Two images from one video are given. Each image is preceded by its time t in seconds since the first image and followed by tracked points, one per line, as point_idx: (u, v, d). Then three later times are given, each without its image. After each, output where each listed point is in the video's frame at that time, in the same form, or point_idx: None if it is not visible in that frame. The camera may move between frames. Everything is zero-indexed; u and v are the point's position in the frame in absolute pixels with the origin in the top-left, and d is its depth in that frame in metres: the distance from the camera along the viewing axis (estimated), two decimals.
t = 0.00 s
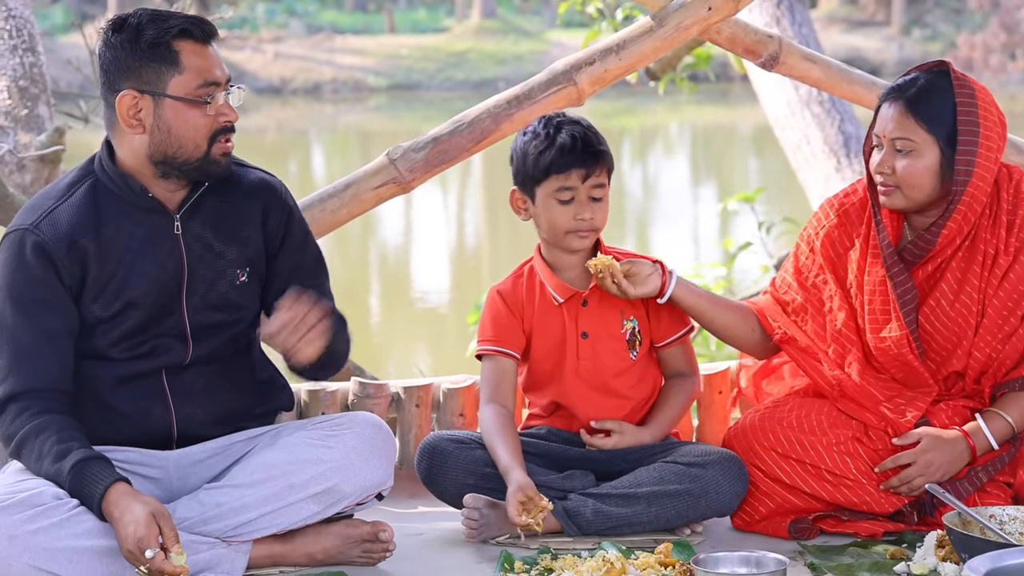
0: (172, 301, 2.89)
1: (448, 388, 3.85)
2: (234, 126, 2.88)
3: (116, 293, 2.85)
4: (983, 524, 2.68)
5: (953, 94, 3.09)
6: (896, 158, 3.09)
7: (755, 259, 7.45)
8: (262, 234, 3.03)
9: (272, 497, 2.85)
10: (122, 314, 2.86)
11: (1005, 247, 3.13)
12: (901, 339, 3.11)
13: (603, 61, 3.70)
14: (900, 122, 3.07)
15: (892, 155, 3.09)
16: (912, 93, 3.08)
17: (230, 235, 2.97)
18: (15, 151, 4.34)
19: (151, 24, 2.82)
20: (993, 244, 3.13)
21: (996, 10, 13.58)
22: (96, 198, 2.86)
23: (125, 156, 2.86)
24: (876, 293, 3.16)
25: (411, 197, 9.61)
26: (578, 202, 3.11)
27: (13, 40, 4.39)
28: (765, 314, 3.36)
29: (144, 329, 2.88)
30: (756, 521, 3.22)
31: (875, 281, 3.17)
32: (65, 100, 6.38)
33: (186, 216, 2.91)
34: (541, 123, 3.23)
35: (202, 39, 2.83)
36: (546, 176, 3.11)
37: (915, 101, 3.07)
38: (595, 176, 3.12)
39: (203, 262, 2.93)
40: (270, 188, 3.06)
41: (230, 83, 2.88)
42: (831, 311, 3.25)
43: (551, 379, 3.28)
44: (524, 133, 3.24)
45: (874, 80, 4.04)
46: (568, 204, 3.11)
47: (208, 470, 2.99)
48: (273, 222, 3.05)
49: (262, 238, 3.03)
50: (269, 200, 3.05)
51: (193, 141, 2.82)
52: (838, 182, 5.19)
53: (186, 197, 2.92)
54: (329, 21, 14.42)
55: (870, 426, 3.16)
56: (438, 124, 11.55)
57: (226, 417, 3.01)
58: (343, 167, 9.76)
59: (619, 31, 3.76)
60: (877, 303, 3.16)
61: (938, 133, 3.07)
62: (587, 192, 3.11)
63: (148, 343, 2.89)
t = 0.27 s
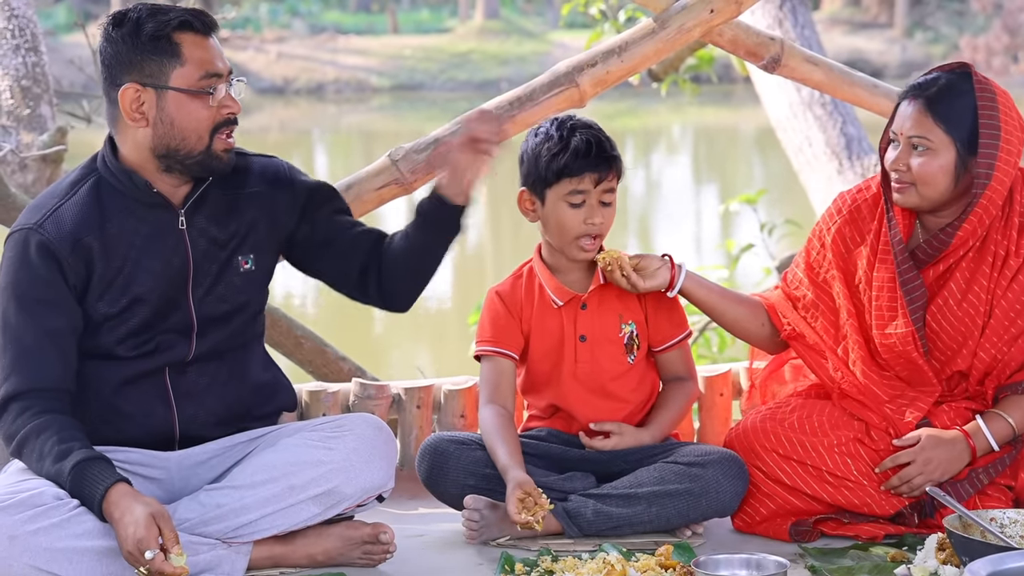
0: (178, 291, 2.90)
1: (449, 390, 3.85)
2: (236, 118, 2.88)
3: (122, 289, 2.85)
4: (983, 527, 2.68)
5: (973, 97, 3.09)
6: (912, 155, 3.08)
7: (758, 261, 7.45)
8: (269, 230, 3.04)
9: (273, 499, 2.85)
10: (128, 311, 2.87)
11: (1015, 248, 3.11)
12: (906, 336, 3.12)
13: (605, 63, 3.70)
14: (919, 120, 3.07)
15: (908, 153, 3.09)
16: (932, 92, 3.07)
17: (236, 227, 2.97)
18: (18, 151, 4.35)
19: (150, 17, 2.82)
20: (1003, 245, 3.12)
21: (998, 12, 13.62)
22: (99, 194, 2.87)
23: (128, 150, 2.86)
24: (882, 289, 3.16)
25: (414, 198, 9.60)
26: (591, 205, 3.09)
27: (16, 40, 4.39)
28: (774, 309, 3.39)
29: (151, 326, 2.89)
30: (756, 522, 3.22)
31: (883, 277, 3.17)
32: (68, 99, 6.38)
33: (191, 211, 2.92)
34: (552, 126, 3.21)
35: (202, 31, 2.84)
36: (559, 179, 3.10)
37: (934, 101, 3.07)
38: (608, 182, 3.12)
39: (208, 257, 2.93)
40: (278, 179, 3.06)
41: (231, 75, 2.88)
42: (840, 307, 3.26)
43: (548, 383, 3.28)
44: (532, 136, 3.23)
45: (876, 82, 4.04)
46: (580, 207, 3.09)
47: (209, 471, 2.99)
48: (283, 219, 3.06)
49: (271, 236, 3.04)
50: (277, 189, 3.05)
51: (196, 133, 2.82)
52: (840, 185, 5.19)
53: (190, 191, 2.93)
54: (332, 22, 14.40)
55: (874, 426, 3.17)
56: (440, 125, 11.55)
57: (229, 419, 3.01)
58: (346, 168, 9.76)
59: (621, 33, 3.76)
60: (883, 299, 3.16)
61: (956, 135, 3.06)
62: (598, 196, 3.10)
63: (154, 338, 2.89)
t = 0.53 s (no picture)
0: (180, 300, 2.90)
1: (450, 391, 3.86)
2: (245, 125, 2.89)
3: (125, 290, 2.85)
4: (984, 528, 2.68)
5: (979, 96, 3.09)
6: (919, 153, 3.08)
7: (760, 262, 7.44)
8: (270, 235, 3.06)
9: (274, 498, 2.85)
10: (130, 313, 2.87)
11: (1020, 247, 3.11)
12: (909, 335, 3.12)
13: (607, 64, 3.70)
14: (926, 118, 3.07)
15: (915, 151, 3.08)
16: (939, 90, 3.07)
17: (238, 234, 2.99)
18: (20, 152, 4.36)
19: (166, 20, 2.82)
20: (1008, 244, 3.11)
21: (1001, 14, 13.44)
22: (106, 194, 2.86)
23: (137, 152, 2.87)
24: (886, 287, 3.16)
25: (415, 199, 9.60)
26: (614, 210, 3.11)
27: (18, 40, 4.39)
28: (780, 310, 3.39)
29: (152, 328, 2.89)
30: (758, 523, 3.22)
31: (887, 275, 3.17)
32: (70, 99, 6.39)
33: (196, 216, 2.93)
34: (572, 133, 3.21)
35: (216, 38, 2.84)
36: (583, 185, 3.11)
37: (940, 99, 3.07)
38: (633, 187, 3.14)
39: (212, 262, 2.94)
40: (278, 191, 3.07)
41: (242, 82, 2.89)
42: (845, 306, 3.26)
43: (553, 388, 3.28)
44: (553, 143, 3.23)
45: (877, 83, 4.04)
46: (602, 212, 3.11)
47: (209, 471, 2.99)
48: (281, 226, 3.08)
49: (270, 241, 3.06)
50: (277, 203, 3.07)
51: (205, 138, 2.83)
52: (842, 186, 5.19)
53: (196, 196, 2.93)
54: (333, 22, 14.40)
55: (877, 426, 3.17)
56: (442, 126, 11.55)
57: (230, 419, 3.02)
58: (347, 169, 9.75)
59: (623, 33, 3.76)
60: (887, 298, 3.16)
61: (963, 133, 3.06)
62: (622, 200, 3.12)
63: (155, 342, 2.89)
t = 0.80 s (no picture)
0: (182, 301, 2.89)
1: (454, 390, 3.85)
2: (245, 126, 2.89)
3: (127, 292, 2.85)
4: (989, 527, 2.68)
5: (981, 94, 3.09)
6: (922, 151, 3.08)
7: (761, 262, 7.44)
8: (268, 237, 3.04)
9: (278, 499, 2.85)
10: (133, 315, 2.86)
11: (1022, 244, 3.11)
12: (914, 333, 3.12)
13: (610, 63, 3.70)
14: (928, 117, 3.07)
15: (918, 149, 3.09)
16: (941, 89, 3.07)
17: (239, 235, 2.98)
18: (23, 152, 4.36)
19: (165, 21, 2.82)
20: (1011, 241, 3.11)
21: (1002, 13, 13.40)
22: (107, 197, 2.86)
23: (137, 154, 2.87)
24: (889, 286, 3.17)
25: (416, 199, 9.60)
26: (632, 212, 3.11)
27: (20, 41, 4.39)
28: (791, 313, 3.39)
29: (154, 330, 2.89)
30: (762, 523, 3.21)
31: (890, 273, 3.17)
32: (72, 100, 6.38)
33: (197, 217, 2.92)
34: (594, 134, 3.21)
35: (216, 39, 2.84)
36: (603, 186, 3.10)
37: (943, 97, 3.07)
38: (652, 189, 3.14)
39: (214, 264, 2.93)
40: (276, 188, 3.07)
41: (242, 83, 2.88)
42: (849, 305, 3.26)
43: (563, 386, 3.28)
44: (575, 142, 3.23)
45: (880, 83, 4.04)
46: (620, 214, 3.11)
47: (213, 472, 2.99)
48: (278, 227, 3.06)
49: (268, 243, 3.04)
50: (275, 202, 3.06)
51: (205, 139, 2.83)
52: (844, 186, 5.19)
53: (196, 197, 2.93)
54: (334, 22, 14.39)
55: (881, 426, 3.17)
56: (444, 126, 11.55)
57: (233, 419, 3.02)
58: (349, 169, 9.75)
59: (625, 33, 3.76)
60: (891, 297, 3.17)
61: (966, 131, 3.06)
62: (641, 202, 3.12)
63: (158, 344, 2.89)
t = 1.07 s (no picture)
0: (183, 301, 2.89)
1: (457, 388, 3.85)
2: (247, 126, 2.88)
3: (128, 292, 2.85)
4: (994, 524, 2.68)
5: (967, 94, 3.08)
6: (915, 157, 3.07)
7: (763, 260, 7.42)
8: (268, 236, 3.04)
9: (282, 497, 2.85)
10: (133, 315, 2.86)
11: None
12: (918, 330, 3.12)
13: (613, 61, 3.70)
14: (916, 123, 3.06)
15: (910, 156, 3.08)
16: (925, 93, 3.07)
17: (240, 235, 2.98)
18: (26, 150, 4.36)
19: (166, 22, 2.82)
20: (1013, 236, 3.11)
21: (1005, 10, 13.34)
22: (107, 196, 2.86)
23: (138, 154, 2.87)
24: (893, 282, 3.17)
25: (418, 198, 9.59)
26: (648, 214, 3.11)
27: (22, 39, 4.39)
28: (800, 309, 3.37)
29: (155, 329, 2.88)
30: (766, 520, 3.22)
31: (894, 270, 3.17)
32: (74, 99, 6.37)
33: (198, 216, 2.92)
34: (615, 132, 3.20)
35: (217, 39, 2.84)
36: (621, 186, 3.09)
37: (929, 101, 3.06)
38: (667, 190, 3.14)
39: (215, 263, 2.93)
40: (278, 188, 3.06)
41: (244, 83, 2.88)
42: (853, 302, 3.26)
43: (570, 381, 3.28)
44: (588, 140, 3.22)
45: (884, 80, 4.05)
46: (636, 214, 3.10)
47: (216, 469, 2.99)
48: (278, 226, 3.05)
49: (269, 242, 3.03)
50: (276, 200, 3.05)
51: (206, 139, 2.82)
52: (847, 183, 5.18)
53: (197, 197, 2.93)
54: (335, 20, 14.38)
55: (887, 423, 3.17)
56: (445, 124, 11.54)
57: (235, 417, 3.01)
58: (350, 167, 9.74)
59: (628, 31, 3.76)
60: (895, 293, 3.16)
61: (956, 133, 3.05)
62: (658, 204, 3.11)
63: (159, 343, 2.89)
